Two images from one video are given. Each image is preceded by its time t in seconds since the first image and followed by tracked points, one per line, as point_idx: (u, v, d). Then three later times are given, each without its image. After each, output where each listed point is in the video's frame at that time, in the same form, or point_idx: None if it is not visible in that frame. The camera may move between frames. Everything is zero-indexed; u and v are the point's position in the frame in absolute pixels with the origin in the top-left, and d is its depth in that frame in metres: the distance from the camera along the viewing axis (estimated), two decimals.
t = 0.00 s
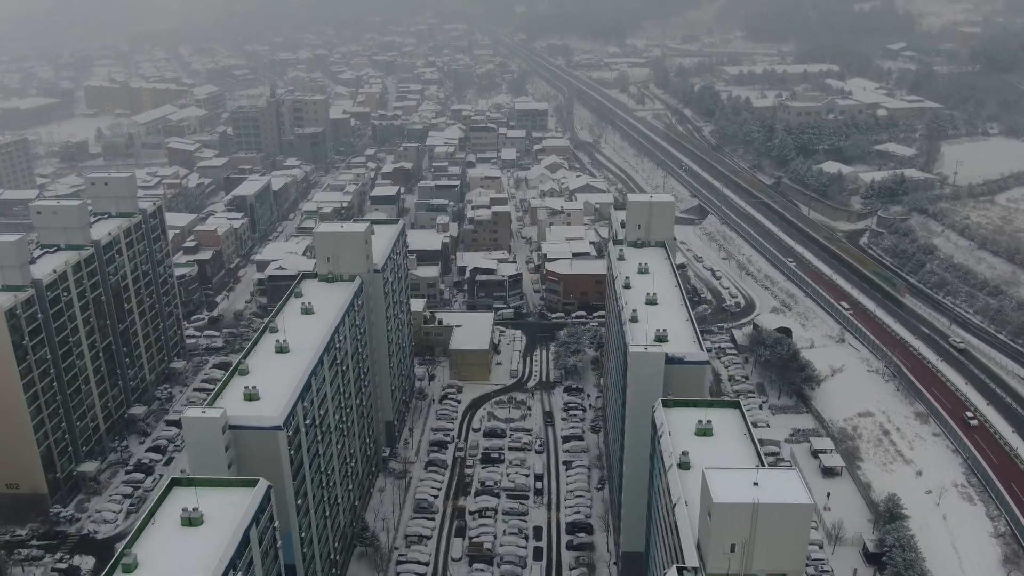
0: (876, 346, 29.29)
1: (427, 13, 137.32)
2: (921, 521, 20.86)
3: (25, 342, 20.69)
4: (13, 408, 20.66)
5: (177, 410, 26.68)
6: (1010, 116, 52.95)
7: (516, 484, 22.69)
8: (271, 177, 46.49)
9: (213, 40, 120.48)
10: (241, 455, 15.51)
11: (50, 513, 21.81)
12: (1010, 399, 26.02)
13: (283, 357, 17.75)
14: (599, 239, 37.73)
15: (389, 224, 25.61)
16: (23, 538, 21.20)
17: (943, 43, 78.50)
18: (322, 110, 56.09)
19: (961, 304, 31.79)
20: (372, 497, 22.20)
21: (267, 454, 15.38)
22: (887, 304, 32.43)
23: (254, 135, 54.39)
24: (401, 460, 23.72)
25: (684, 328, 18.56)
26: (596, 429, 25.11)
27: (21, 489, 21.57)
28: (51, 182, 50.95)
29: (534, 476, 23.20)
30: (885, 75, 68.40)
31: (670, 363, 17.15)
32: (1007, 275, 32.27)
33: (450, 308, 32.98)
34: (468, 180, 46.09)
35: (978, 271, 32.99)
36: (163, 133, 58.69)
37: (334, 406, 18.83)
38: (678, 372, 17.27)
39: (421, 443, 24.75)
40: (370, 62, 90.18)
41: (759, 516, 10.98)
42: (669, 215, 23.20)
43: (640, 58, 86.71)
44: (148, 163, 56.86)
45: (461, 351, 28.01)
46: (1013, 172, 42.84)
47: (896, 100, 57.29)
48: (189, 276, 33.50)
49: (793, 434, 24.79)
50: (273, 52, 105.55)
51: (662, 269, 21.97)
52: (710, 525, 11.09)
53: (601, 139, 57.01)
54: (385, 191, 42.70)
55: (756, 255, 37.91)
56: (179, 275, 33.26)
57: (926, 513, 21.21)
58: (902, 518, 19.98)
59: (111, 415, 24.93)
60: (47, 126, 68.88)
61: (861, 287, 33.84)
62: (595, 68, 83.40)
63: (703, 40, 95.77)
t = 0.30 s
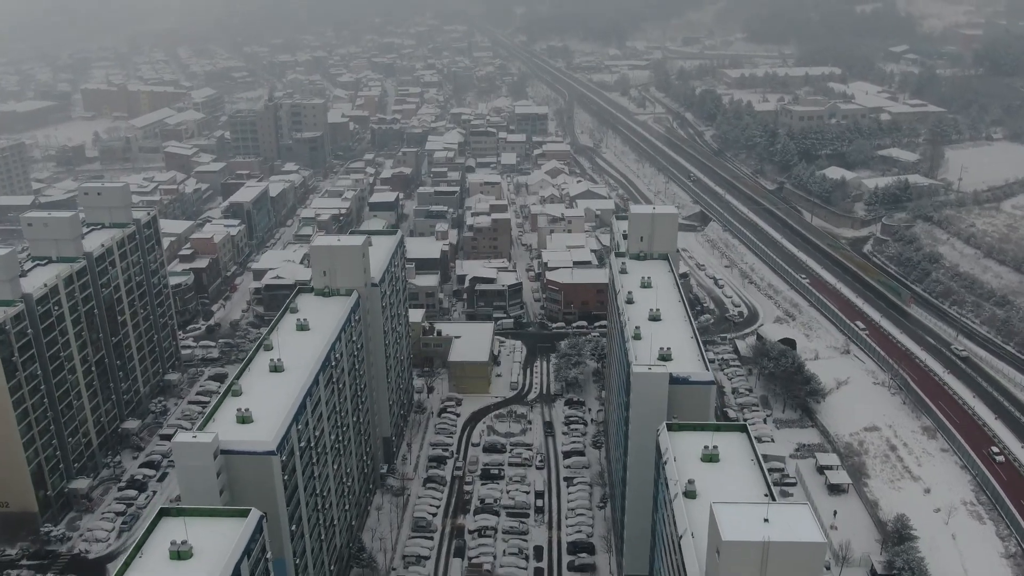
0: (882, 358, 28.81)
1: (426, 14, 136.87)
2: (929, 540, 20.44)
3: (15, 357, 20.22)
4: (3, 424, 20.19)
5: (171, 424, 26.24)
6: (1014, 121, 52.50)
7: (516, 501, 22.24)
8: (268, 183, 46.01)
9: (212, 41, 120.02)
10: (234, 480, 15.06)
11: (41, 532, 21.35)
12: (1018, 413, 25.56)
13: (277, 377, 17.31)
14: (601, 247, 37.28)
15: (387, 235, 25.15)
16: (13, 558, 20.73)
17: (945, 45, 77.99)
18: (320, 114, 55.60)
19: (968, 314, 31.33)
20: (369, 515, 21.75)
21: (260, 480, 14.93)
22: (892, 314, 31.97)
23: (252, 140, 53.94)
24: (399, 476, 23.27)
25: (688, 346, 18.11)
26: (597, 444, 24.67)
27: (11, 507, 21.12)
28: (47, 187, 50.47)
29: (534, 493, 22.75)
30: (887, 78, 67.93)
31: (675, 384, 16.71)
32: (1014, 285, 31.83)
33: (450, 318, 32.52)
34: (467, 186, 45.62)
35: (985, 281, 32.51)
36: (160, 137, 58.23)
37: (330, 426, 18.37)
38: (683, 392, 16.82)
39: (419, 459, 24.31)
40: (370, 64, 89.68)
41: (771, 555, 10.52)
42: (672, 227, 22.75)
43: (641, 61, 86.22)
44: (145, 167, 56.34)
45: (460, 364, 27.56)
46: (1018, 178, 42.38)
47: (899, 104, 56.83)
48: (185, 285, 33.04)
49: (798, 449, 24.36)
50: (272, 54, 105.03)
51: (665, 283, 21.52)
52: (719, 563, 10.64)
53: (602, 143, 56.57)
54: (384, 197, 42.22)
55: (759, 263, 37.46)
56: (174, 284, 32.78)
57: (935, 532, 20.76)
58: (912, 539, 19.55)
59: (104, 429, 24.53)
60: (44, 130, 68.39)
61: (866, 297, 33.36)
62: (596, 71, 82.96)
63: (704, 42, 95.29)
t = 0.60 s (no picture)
0: (887, 370, 28.41)
1: (426, 15, 136.33)
2: (939, 561, 20.02)
3: (4, 374, 19.73)
4: None
5: (165, 438, 25.80)
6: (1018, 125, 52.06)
7: (516, 520, 21.79)
8: (265, 188, 45.53)
9: (211, 43, 119.56)
10: (225, 507, 14.62)
11: (31, 551, 20.89)
12: None
13: (271, 398, 16.87)
14: (602, 254, 36.83)
15: (384, 246, 24.69)
16: None
17: (947, 48, 77.55)
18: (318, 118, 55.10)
19: (974, 324, 30.87)
20: (366, 534, 21.31)
21: (253, 507, 14.50)
22: (898, 324, 31.53)
23: (249, 144, 53.46)
24: (397, 494, 22.84)
25: (692, 365, 17.65)
26: (599, 460, 24.24)
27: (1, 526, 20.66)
28: (43, 193, 50.00)
29: (535, 511, 22.30)
30: (889, 81, 67.49)
31: (679, 405, 16.27)
32: (1020, 294, 31.40)
33: (449, 328, 32.07)
34: (467, 192, 45.14)
35: (991, 290, 32.07)
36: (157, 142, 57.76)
37: (325, 446, 17.91)
38: (687, 413, 16.38)
39: (417, 475, 23.88)
40: (369, 66, 89.20)
41: None
42: (675, 240, 22.30)
43: (641, 63, 85.77)
44: (142, 172, 55.85)
45: (459, 376, 27.11)
46: None
47: (902, 108, 56.39)
48: (180, 295, 32.58)
49: (803, 465, 23.92)
50: (271, 56, 104.53)
51: (668, 297, 21.05)
52: None
53: (602, 147, 56.13)
54: (383, 203, 41.75)
55: (762, 271, 37.03)
56: (169, 293, 32.31)
57: (944, 552, 20.33)
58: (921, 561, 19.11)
59: (97, 444, 24.08)
60: (41, 133, 67.92)
61: (870, 306, 32.94)
62: (596, 73, 82.51)
63: (705, 44, 94.83)
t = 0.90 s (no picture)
0: (893, 383, 27.96)
1: (425, 15, 135.78)
2: None
3: None
4: None
5: (159, 453, 25.37)
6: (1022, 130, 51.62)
7: (516, 539, 21.34)
8: (263, 194, 45.02)
9: (209, 45, 119.05)
10: (217, 536, 14.18)
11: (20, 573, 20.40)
12: None
13: (264, 420, 16.41)
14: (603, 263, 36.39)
15: (382, 259, 24.21)
16: None
17: (950, 51, 77.09)
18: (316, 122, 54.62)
19: (981, 335, 30.42)
20: (363, 554, 20.86)
21: (245, 536, 14.06)
22: (903, 335, 31.08)
23: (247, 149, 52.99)
24: (395, 512, 22.40)
25: (696, 384, 17.20)
26: (601, 477, 23.77)
27: None
28: (38, 198, 49.50)
29: (535, 529, 21.84)
30: (892, 84, 67.06)
31: (684, 427, 15.84)
32: None
33: (448, 338, 31.62)
34: (466, 198, 44.67)
35: (998, 300, 31.64)
36: (155, 147, 57.35)
37: (321, 468, 17.47)
38: (692, 436, 15.94)
39: (416, 492, 23.44)
40: (368, 68, 88.67)
41: None
42: (679, 253, 21.85)
43: (642, 66, 85.33)
44: (139, 176, 55.35)
45: (458, 390, 26.66)
46: None
47: (905, 112, 55.95)
48: (175, 304, 32.10)
49: (809, 481, 23.47)
50: (270, 58, 104.01)
51: (672, 312, 20.61)
52: None
53: (603, 152, 55.69)
54: (381, 210, 41.27)
55: (765, 280, 36.59)
56: (164, 303, 31.82)
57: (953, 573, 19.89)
58: None
59: (89, 461, 23.63)
60: (38, 137, 67.47)
61: (874, 316, 32.50)
62: (596, 76, 82.08)
63: (706, 47, 94.41)
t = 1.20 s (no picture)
0: (899, 396, 27.48)
1: (425, 17, 135.28)
2: None
3: None
4: None
5: (153, 469, 24.90)
6: None
7: (516, 559, 20.87)
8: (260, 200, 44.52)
9: (208, 46, 118.50)
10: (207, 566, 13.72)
11: None
12: None
13: (257, 443, 15.96)
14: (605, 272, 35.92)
15: (379, 271, 23.72)
16: None
17: (952, 53, 76.55)
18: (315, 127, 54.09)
19: (988, 346, 29.94)
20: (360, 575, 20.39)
21: (237, 567, 13.59)
22: (909, 346, 30.61)
23: (245, 154, 52.53)
24: (392, 530, 21.94)
25: (701, 406, 16.74)
26: (603, 493, 23.30)
27: None
28: (34, 203, 49.01)
29: (536, 549, 21.38)
30: (894, 88, 66.56)
31: (690, 451, 15.38)
32: None
33: (447, 349, 31.15)
34: (466, 204, 44.16)
35: (1005, 310, 31.18)
36: (152, 151, 56.84)
37: (316, 491, 16.99)
38: (698, 460, 15.47)
39: (414, 509, 22.98)
40: (367, 71, 88.18)
41: None
42: (683, 267, 21.39)
43: (642, 68, 84.77)
44: (136, 181, 54.83)
45: (458, 403, 26.18)
46: None
47: (908, 117, 55.45)
48: (171, 314, 31.61)
49: (815, 499, 23.01)
50: (269, 60, 103.52)
51: (676, 327, 20.15)
52: None
53: (604, 157, 55.22)
54: (380, 216, 40.77)
55: (768, 289, 36.13)
56: (159, 313, 31.31)
57: None
58: None
59: (81, 477, 23.19)
60: (34, 140, 66.93)
61: (880, 327, 32.04)
62: (597, 79, 81.54)
63: (707, 49, 93.90)
